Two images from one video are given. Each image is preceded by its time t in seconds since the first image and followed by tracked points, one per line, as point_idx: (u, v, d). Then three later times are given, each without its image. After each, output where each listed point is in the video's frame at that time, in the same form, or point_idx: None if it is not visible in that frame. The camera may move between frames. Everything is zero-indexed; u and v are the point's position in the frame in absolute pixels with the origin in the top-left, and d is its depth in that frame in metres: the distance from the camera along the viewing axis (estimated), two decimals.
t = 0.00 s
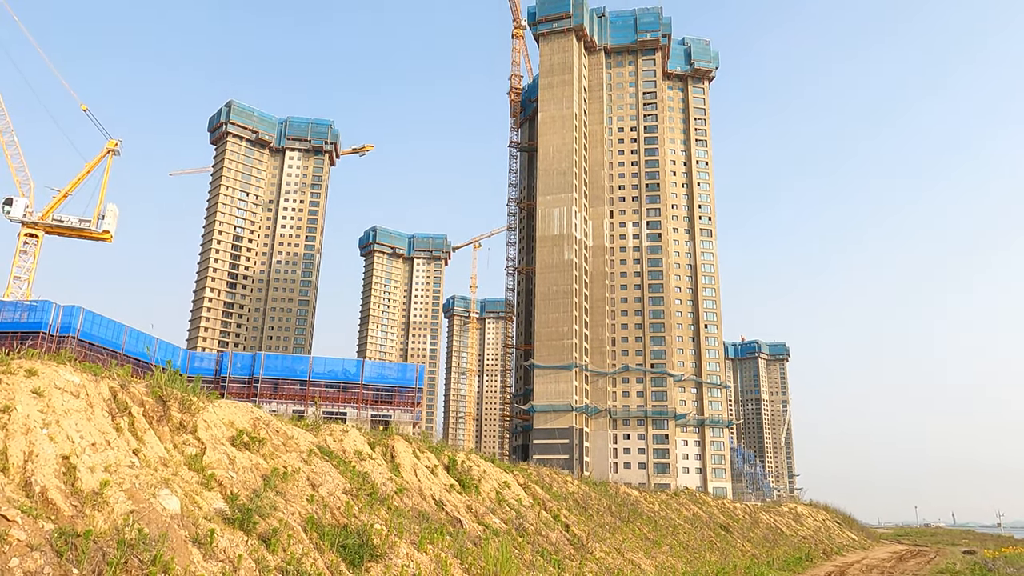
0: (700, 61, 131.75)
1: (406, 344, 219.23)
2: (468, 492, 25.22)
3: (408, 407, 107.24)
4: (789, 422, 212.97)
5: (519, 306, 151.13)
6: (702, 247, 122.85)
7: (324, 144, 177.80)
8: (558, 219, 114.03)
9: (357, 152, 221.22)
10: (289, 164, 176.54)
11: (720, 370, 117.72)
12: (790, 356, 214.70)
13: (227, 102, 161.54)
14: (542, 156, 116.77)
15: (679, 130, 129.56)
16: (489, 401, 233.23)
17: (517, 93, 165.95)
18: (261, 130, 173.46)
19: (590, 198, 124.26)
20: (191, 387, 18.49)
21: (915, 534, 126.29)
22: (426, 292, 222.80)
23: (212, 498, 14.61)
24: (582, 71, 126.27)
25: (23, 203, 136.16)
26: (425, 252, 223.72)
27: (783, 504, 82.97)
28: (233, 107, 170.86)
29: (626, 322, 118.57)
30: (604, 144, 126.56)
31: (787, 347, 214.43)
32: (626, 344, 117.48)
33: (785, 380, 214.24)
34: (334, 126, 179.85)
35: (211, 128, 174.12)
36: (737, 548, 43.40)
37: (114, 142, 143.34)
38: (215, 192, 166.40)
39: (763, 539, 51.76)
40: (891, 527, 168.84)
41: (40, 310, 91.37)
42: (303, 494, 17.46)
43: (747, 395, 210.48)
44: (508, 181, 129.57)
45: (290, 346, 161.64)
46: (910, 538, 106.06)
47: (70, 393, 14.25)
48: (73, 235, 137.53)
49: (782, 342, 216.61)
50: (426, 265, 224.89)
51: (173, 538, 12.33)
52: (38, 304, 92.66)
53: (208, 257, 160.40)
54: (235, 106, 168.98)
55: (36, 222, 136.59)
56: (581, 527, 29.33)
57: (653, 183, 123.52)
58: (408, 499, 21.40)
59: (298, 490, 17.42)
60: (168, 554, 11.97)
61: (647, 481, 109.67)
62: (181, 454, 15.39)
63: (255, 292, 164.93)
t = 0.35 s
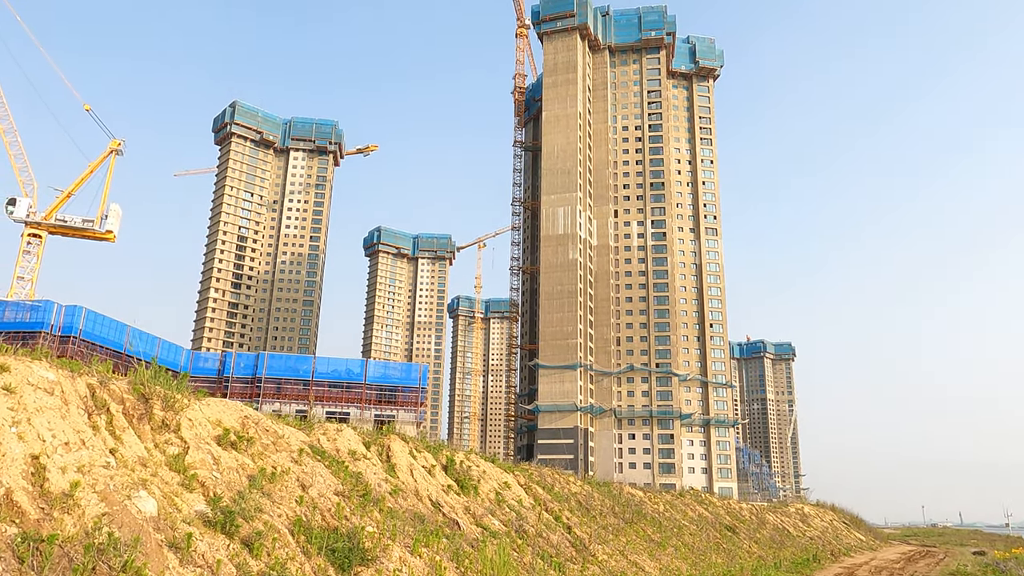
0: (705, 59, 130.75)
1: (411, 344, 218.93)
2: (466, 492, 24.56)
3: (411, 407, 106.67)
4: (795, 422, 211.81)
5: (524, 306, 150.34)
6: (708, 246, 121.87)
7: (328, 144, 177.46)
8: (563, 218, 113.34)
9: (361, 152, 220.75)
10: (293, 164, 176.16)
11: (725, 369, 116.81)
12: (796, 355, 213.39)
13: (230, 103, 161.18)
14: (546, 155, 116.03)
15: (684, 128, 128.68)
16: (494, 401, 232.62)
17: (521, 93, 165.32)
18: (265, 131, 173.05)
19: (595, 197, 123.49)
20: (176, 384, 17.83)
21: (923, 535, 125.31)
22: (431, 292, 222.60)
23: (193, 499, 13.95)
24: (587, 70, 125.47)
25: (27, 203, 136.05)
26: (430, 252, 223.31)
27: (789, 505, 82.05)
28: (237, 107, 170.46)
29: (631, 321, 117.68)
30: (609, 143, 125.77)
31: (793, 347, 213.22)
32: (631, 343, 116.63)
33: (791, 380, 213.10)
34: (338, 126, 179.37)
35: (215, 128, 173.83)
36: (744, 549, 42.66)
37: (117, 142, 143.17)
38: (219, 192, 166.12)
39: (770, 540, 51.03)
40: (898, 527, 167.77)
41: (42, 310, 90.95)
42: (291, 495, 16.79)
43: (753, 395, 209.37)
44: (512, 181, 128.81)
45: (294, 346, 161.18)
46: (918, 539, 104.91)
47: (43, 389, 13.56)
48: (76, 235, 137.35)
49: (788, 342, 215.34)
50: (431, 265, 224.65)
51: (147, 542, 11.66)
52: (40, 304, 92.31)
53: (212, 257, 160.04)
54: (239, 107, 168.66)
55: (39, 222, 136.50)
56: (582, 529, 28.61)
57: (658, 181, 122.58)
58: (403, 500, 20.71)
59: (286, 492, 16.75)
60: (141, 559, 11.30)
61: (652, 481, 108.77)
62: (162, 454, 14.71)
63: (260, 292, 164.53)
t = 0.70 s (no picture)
0: (710, 56, 129.77)
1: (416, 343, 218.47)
2: (461, 488, 23.92)
3: (415, 405, 106.15)
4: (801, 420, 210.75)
5: (529, 303, 149.75)
6: (713, 244, 120.95)
7: (332, 142, 176.84)
8: (567, 215, 112.52)
9: (365, 150, 220.24)
10: (298, 163, 175.82)
11: (731, 367, 116.01)
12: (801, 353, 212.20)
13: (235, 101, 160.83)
14: (551, 152, 115.29)
15: (688, 125, 127.76)
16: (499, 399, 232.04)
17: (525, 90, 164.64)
18: (270, 129, 172.49)
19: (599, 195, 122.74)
20: (156, 376, 17.20)
21: (930, 533, 124.43)
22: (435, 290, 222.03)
23: (169, 492, 13.38)
24: (591, 67, 124.67)
25: (30, 201, 135.87)
26: (435, 250, 222.74)
27: (795, 503, 81.33)
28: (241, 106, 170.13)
29: (636, 319, 116.89)
30: (613, 140, 124.92)
31: (799, 345, 212.07)
32: (636, 341, 115.83)
33: (796, 378, 212.08)
34: (343, 125, 178.89)
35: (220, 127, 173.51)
36: (748, 547, 41.99)
37: (119, 140, 142.99)
38: (223, 191, 165.82)
39: (775, 538, 50.17)
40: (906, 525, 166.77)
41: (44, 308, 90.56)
42: (275, 491, 16.17)
43: (758, 392, 208.33)
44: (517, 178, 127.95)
45: (299, 344, 160.89)
46: (925, 537, 104.03)
47: (12, 378, 12.92)
48: (80, 233, 137.15)
49: (793, 340, 214.14)
50: (435, 264, 224.10)
51: (113, 537, 11.09)
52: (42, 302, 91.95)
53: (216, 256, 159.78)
54: (243, 106, 168.30)
55: (42, 221, 136.36)
56: (582, 526, 27.95)
57: (663, 178, 121.64)
58: (395, 496, 20.06)
59: (270, 486, 16.14)
60: (107, 556, 10.71)
61: (658, 479, 108.01)
62: (138, 447, 14.10)
63: (264, 291, 164.24)
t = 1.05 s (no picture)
0: (711, 46, 128.63)
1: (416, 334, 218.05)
2: (452, 478, 23.40)
3: (414, 396, 105.63)
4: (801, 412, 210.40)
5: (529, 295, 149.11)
6: (714, 235, 120.16)
7: (332, 133, 175.72)
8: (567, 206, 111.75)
9: (365, 142, 219.50)
10: (298, 154, 174.95)
11: (731, 358, 115.39)
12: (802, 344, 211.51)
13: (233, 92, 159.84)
14: (551, 143, 114.44)
15: (689, 116, 126.78)
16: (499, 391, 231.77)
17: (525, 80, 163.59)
18: (269, 120, 171.38)
19: (599, 186, 122.02)
20: (134, 363, 16.62)
21: (931, 524, 124.26)
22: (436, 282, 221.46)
23: (141, 482, 12.80)
24: (591, 57, 123.64)
25: (27, 191, 135.18)
26: (435, 241, 222.04)
27: (795, 494, 81.00)
28: (241, 97, 169.14)
29: (636, 310, 116.24)
30: (614, 131, 124.03)
31: (800, 336, 211.38)
32: (636, 333, 115.27)
33: (797, 370, 211.60)
34: (342, 116, 177.84)
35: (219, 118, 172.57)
36: (748, 539, 41.54)
37: (116, 130, 142.05)
38: (223, 182, 165.03)
39: (775, 529, 49.73)
40: (906, 516, 166.78)
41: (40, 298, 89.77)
42: (257, 481, 15.59)
43: (759, 384, 207.96)
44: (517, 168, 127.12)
45: (299, 335, 160.37)
46: (926, 527, 103.80)
47: None
48: (77, 224, 136.49)
49: (794, 332, 213.50)
50: (436, 256, 223.54)
51: (75, 529, 10.52)
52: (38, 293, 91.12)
53: (216, 248, 159.03)
54: (243, 97, 167.27)
55: (39, 211, 135.75)
56: (578, 517, 27.46)
57: (663, 169, 120.77)
58: (384, 487, 19.51)
59: (251, 476, 15.59)
60: (68, 548, 10.15)
61: (658, 470, 107.67)
62: (110, 434, 13.51)
63: (264, 282, 163.66)
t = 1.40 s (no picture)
0: (712, 32, 127.25)
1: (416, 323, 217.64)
2: (443, 466, 22.81)
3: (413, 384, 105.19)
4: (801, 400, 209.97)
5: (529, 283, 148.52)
6: (715, 223, 119.28)
7: (331, 121, 174.36)
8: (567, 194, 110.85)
9: (364, 130, 218.10)
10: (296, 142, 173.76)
11: (731, 346, 114.77)
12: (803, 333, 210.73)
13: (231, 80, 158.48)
14: (551, 130, 113.37)
15: (690, 103, 125.55)
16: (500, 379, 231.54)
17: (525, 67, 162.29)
18: (268, 108, 170.09)
19: (599, 173, 121.07)
20: (106, 347, 15.95)
21: (930, 512, 123.97)
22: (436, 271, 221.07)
23: (106, 471, 12.13)
24: (591, 44, 122.35)
25: (22, 179, 134.20)
26: (435, 230, 221.12)
27: (795, 482, 80.62)
28: (239, 84, 167.81)
29: (636, 299, 115.53)
30: (614, 118, 122.96)
31: (800, 325, 210.62)
32: (636, 321, 114.70)
33: (797, 358, 211.08)
34: (341, 103, 176.50)
35: (217, 106, 171.32)
36: (748, 527, 41.03)
37: (112, 118, 140.85)
38: (222, 171, 163.96)
39: (775, 518, 49.22)
40: (906, 504, 166.87)
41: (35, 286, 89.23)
42: (233, 469, 14.97)
43: (759, 372, 207.52)
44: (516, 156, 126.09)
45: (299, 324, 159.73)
46: (925, 515, 103.60)
47: None
48: (73, 212, 135.62)
49: (795, 320, 212.74)
50: (436, 244, 222.86)
51: (29, 521, 9.88)
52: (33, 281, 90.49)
53: (216, 236, 158.07)
54: (241, 84, 165.92)
55: (35, 199, 134.86)
56: (573, 505, 26.84)
57: (663, 157, 119.76)
58: (370, 476, 18.88)
59: (228, 465, 14.94)
60: (20, 542, 9.51)
61: (658, 458, 107.32)
62: (76, 421, 12.84)
63: (263, 271, 162.91)
